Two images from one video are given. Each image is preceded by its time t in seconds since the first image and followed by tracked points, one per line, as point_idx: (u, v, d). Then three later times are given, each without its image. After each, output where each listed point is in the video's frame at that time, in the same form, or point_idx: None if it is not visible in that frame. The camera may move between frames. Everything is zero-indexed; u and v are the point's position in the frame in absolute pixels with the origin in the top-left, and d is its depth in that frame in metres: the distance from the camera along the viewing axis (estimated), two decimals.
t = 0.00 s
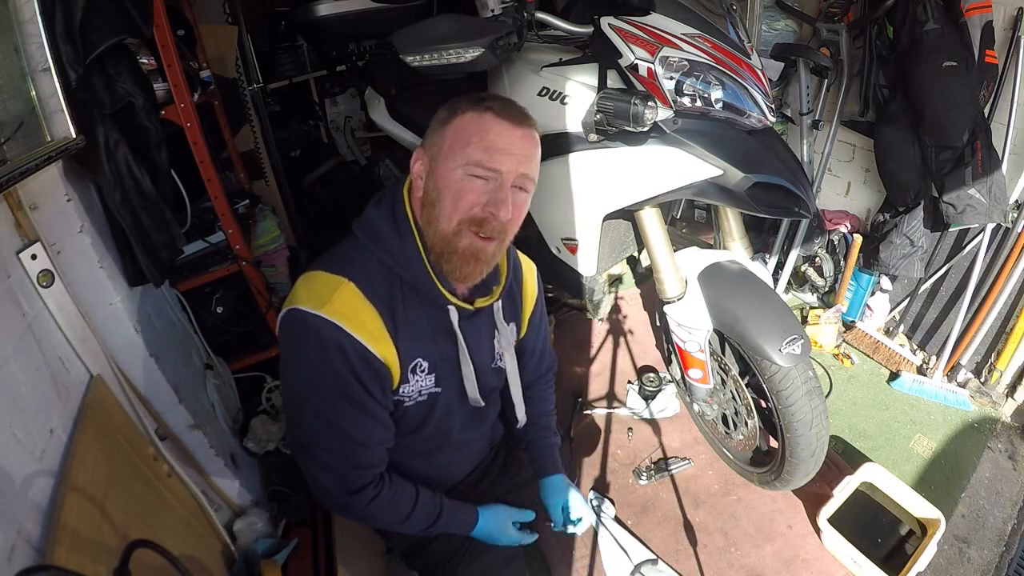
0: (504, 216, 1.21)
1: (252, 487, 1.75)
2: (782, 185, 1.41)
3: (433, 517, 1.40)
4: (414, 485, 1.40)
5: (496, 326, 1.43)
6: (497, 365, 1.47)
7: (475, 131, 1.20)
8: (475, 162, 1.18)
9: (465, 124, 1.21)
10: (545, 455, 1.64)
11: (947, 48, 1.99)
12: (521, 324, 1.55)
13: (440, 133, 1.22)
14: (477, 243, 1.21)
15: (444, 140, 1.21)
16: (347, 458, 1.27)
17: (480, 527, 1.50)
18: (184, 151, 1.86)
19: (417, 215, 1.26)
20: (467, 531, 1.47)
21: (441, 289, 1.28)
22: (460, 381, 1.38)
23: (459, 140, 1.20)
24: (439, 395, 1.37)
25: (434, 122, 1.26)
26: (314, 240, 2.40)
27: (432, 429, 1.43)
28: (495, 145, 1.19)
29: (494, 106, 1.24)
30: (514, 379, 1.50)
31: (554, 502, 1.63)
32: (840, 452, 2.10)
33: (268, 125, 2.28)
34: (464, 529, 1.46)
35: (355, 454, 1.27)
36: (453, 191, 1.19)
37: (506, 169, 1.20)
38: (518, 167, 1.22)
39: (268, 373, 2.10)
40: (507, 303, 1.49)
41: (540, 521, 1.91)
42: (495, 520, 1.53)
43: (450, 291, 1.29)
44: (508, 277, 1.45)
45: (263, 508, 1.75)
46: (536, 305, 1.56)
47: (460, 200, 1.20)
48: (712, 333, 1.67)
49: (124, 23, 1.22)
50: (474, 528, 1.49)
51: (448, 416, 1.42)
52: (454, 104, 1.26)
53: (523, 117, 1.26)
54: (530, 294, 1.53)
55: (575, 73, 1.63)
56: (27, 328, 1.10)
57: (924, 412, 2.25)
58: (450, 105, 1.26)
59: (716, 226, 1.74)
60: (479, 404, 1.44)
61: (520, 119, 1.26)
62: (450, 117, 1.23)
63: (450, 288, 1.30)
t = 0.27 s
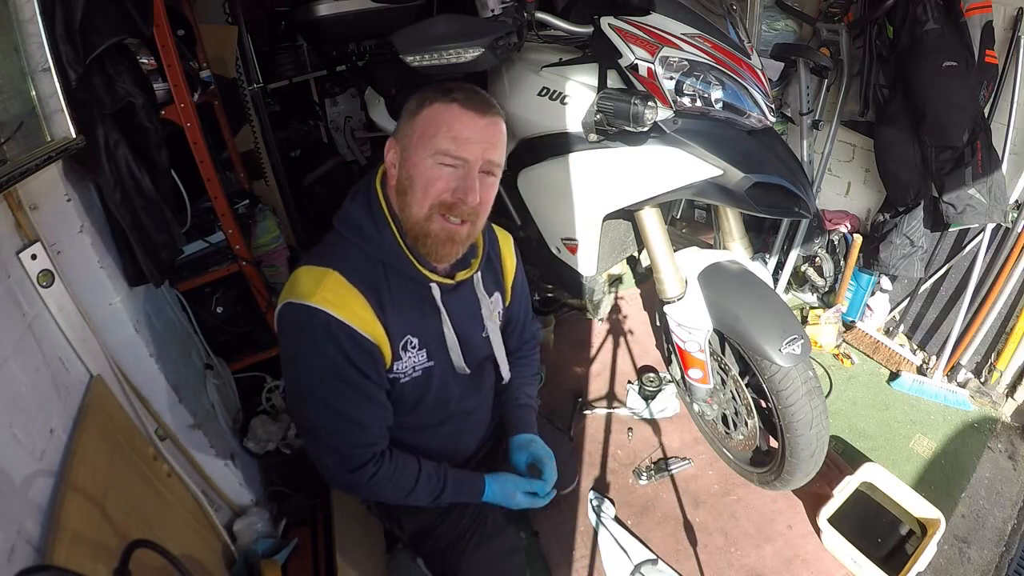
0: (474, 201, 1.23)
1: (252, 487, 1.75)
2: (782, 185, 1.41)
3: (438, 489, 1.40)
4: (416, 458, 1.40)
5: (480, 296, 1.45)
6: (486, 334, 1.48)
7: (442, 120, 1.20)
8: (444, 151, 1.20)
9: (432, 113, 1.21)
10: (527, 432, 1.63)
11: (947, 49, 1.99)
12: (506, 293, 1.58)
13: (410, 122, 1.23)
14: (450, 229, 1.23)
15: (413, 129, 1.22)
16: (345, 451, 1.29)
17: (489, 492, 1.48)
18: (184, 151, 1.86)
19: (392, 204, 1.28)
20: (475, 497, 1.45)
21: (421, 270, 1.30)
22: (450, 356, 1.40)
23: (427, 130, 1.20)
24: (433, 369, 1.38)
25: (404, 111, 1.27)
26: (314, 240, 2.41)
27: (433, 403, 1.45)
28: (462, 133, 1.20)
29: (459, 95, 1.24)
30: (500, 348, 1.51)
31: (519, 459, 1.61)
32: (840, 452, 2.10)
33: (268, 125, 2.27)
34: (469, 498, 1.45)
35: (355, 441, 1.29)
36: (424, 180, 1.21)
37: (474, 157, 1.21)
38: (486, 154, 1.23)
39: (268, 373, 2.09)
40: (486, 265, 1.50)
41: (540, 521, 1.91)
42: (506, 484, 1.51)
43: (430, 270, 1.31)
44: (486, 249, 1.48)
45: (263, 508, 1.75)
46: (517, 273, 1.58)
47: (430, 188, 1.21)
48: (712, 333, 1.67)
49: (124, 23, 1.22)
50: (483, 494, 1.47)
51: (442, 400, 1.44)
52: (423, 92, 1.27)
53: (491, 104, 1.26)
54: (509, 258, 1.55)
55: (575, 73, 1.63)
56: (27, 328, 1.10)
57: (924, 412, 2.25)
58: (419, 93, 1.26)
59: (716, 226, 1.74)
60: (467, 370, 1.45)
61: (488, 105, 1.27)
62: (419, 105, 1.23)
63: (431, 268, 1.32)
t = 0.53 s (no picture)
0: (454, 204, 1.24)
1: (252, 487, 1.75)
2: (783, 185, 1.41)
3: (419, 475, 1.41)
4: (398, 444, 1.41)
5: (466, 280, 1.47)
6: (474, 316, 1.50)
7: (421, 125, 1.19)
8: (423, 157, 1.19)
9: (412, 117, 1.20)
10: (517, 405, 1.62)
11: (947, 49, 1.99)
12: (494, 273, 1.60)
13: (391, 124, 1.22)
14: (433, 228, 1.26)
15: (394, 133, 1.21)
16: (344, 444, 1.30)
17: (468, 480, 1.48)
18: (184, 151, 1.86)
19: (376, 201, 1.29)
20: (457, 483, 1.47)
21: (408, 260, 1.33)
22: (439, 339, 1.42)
23: (407, 135, 1.19)
24: (423, 354, 1.40)
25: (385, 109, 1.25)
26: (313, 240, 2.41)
27: (426, 389, 1.46)
28: (441, 139, 1.20)
29: (439, 99, 1.22)
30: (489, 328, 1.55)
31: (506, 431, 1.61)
32: (840, 452, 2.10)
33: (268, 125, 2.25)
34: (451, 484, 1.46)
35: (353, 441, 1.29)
36: (406, 185, 1.21)
37: (453, 161, 1.21)
38: (466, 157, 1.23)
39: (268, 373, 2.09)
40: (473, 248, 1.53)
41: (540, 520, 1.92)
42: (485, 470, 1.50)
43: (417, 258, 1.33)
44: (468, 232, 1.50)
45: (263, 508, 1.75)
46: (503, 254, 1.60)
47: (412, 193, 1.22)
48: (712, 333, 1.67)
49: (124, 23, 1.21)
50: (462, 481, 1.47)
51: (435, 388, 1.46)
52: (405, 91, 1.25)
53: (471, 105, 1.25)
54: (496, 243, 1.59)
55: (575, 73, 1.63)
56: (27, 328, 1.10)
57: (924, 412, 2.25)
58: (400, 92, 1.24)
59: (716, 226, 1.74)
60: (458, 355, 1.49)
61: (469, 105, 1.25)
62: (400, 106, 1.22)
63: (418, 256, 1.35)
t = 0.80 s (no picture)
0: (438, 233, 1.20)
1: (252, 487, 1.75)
2: (782, 186, 1.41)
3: (401, 477, 1.41)
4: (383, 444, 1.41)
5: (456, 277, 1.45)
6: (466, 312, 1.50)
7: (398, 162, 1.11)
8: (401, 194, 1.14)
9: (391, 150, 1.12)
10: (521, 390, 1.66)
11: (948, 49, 1.99)
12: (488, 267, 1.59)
13: (371, 150, 1.14)
14: (417, 252, 1.24)
15: (374, 162, 1.14)
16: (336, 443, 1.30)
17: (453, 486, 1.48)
18: (184, 151, 1.86)
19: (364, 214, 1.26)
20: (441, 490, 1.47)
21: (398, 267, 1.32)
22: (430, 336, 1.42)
23: (384, 170, 1.13)
24: (414, 352, 1.41)
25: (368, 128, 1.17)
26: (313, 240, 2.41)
27: (420, 386, 1.47)
28: (420, 179, 1.12)
29: (421, 133, 1.11)
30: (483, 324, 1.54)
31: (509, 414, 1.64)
32: (840, 452, 2.10)
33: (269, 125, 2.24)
34: (432, 491, 1.46)
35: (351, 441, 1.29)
36: (386, 216, 1.17)
37: (433, 197, 1.15)
38: (448, 191, 1.16)
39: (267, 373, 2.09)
40: (462, 241, 1.50)
41: (540, 520, 1.92)
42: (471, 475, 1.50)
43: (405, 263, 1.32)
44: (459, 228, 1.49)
45: (263, 508, 1.75)
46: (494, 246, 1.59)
47: (393, 224, 1.19)
48: (712, 333, 1.67)
49: (124, 23, 1.22)
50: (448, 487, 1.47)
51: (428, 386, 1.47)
52: (388, 107, 1.14)
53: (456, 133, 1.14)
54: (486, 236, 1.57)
55: (575, 73, 1.63)
56: (27, 328, 1.10)
57: (924, 412, 2.25)
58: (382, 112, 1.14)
59: (716, 226, 1.74)
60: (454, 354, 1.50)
61: (455, 130, 1.16)
62: (380, 133, 1.13)
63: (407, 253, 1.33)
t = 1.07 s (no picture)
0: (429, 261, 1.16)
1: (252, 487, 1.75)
2: (783, 186, 1.41)
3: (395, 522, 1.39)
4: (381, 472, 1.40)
5: (452, 285, 1.44)
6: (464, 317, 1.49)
7: (384, 202, 1.05)
8: (389, 231, 1.08)
9: (376, 187, 1.05)
10: (528, 389, 1.70)
11: (948, 49, 1.99)
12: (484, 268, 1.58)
13: (356, 183, 1.08)
14: (409, 277, 1.21)
15: (359, 195, 1.07)
16: (332, 447, 1.30)
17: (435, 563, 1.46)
18: (184, 151, 1.86)
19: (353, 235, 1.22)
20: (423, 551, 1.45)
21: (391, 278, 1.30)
22: (429, 347, 1.42)
23: (370, 207, 1.06)
24: (413, 366, 1.41)
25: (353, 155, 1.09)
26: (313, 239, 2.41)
27: (418, 398, 1.46)
28: (407, 219, 1.06)
29: (408, 171, 1.04)
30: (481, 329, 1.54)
31: (518, 413, 1.67)
32: (840, 452, 2.10)
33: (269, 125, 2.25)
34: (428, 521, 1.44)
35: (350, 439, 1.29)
36: (375, 247, 1.13)
37: (423, 233, 1.10)
38: (438, 226, 1.10)
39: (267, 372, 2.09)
40: (460, 249, 1.49)
41: (540, 520, 1.92)
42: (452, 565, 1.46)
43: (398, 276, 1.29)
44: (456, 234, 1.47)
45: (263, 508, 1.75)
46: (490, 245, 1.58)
47: (383, 253, 1.14)
48: (712, 333, 1.67)
49: (124, 23, 1.22)
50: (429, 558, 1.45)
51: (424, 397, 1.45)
52: (373, 135, 1.07)
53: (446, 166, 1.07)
54: (484, 239, 1.55)
55: (575, 73, 1.63)
56: (27, 328, 1.10)
57: (924, 412, 2.25)
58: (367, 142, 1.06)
59: (716, 226, 1.74)
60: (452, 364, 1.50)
61: (445, 160, 1.08)
62: (364, 166, 1.06)
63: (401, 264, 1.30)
